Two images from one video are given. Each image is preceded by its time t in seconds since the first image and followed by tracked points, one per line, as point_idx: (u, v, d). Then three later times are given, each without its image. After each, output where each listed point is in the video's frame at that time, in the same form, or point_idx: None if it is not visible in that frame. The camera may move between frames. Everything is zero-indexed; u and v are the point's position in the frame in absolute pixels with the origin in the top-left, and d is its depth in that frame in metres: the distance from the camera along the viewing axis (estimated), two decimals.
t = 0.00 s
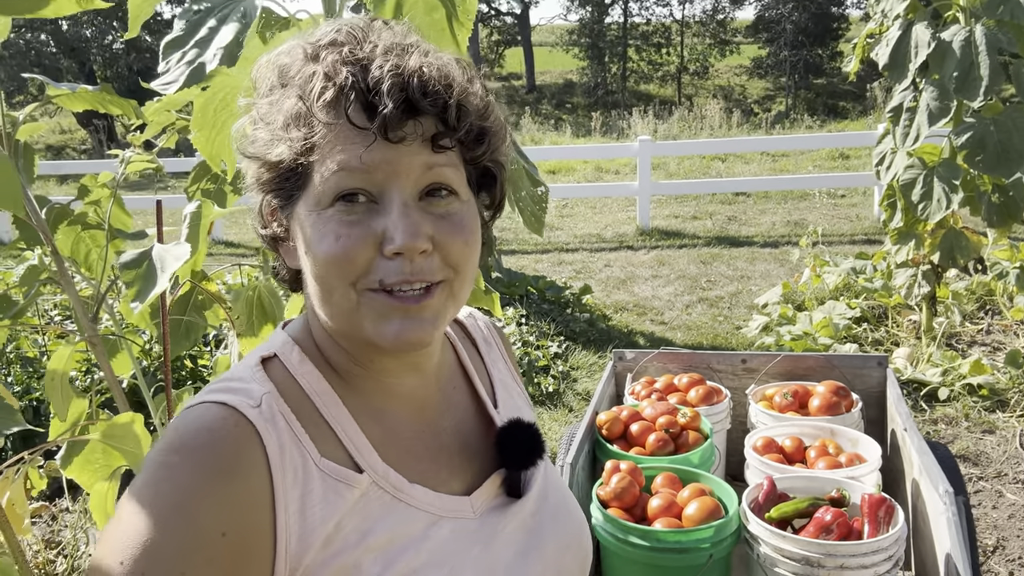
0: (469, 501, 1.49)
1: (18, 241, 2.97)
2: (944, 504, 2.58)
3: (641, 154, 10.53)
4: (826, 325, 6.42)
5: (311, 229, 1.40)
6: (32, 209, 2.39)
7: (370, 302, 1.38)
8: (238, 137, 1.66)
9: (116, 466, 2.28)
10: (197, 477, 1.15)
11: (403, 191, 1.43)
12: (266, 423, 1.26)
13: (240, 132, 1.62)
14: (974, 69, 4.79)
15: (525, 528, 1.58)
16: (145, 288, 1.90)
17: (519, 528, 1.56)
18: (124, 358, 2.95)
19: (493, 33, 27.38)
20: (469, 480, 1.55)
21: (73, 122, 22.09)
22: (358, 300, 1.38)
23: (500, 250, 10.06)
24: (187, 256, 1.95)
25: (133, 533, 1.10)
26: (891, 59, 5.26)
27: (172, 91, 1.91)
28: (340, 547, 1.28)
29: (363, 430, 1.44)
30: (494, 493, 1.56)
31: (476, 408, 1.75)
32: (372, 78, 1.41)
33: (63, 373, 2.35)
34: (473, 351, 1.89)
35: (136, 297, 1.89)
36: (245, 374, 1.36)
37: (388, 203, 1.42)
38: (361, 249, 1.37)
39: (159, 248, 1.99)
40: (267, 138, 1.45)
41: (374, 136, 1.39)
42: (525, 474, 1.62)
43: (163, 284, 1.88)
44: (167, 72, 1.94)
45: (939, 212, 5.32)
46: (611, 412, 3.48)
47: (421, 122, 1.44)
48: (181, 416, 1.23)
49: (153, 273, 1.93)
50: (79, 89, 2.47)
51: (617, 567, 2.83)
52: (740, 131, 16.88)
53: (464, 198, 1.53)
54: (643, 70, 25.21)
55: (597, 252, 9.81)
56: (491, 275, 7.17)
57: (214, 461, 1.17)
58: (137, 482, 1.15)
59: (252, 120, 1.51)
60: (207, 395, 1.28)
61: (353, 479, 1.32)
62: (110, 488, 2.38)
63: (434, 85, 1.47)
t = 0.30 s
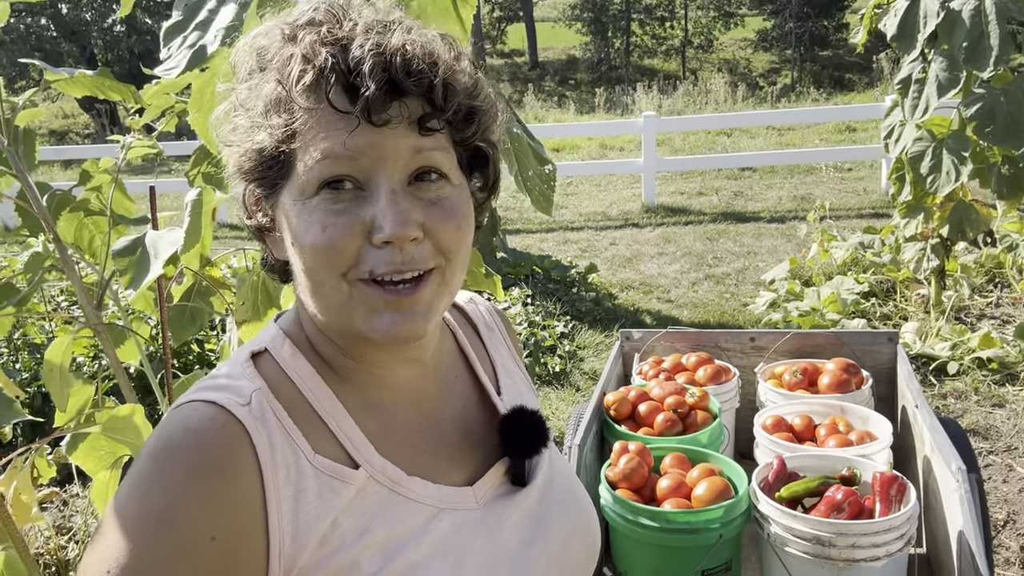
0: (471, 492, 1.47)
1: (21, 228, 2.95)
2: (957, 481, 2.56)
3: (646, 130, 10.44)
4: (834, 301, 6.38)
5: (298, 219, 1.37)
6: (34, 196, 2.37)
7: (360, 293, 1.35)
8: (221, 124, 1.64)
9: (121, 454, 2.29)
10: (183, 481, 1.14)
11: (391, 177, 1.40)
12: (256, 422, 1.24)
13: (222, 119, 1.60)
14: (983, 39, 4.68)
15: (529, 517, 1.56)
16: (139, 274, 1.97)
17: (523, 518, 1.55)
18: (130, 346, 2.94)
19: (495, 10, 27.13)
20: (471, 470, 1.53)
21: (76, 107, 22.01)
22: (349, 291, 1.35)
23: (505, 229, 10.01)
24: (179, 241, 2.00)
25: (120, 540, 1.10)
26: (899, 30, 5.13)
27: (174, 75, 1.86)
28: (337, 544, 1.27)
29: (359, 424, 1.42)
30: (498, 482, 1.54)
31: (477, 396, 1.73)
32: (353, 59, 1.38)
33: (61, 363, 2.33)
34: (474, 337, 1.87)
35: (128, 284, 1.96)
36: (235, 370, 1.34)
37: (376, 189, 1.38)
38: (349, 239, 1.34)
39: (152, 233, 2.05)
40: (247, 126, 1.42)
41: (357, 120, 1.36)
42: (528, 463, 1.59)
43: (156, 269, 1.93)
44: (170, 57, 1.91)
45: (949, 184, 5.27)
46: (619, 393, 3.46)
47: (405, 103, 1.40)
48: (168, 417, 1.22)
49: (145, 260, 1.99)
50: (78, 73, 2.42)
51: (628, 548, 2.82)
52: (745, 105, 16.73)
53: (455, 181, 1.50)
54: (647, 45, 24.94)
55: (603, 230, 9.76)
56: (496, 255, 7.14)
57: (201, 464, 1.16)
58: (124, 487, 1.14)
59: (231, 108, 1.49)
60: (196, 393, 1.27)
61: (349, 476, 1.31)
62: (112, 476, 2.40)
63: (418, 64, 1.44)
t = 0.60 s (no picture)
0: (471, 485, 1.46)
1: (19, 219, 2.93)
2: (963, 466, 2.54)
3: (648, 113, 10.37)
4: (838, 284, 6.35)
5: (298, 209, 1.34)
6: (31, 187, 2.34)
7: (368, 284, 1.33)
8: (209, 116, 1.60)
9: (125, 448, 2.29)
10: (176, 483, 1.12)
11: (394, 163, 1.38)
12: (250, 420, 1.23)
13: (209, 111, 1.55)
14: (989, 17, 4.61)
15: (531, 509, 1.55)
16: (130, 270, 1.87)
17: (525, 510, 1.53)
18: (131, 337, 2.92)
19: None
20: (472, 464, 1.52)
21: (76, 95, 21.94)
22: (355, 282, 1.33)
23: (507, 214, 9.97)
24: (170, 238, 1.91)
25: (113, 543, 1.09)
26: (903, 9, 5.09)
27: (169, 65, 1.99)
28: (336, 542, 1.26)
29: (357, 420, 1.40)
30: (498, 474, 1.53)
31: (478, 388, 1.72)
32: (353, 41, 1.36)
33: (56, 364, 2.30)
34: (473, 328, 1.85)
35: (119, 280, 1.87)
36: (229, 367, 1.33)
37: (379, 176, 1.36)
38: (355, 227, 1.32)
39: (144, 229, 1.96)
40: (241, 116, 1.39)
41: (360, 104, 1.34)
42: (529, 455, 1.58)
43: (148, 266, 1.84)
44: (164, 46, 2.03)
45: (954, 165, 5.22)
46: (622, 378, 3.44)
47: (407, 85, 1.39)
48: (161, 416, 1.20)
49: (138, 256, 1.91)
50: (72, 62, 2.39)
51: (632, 535, 2.81)
52: (749, 87, 16.61)
53: (455, 166, 1.48)
54: (650, 26, 24.72)
55: (605, 215, 9.72)
56: (498, 240, 7.12)
57: (195, 464, 1.14)
58: (117, 489, 1.13)
59: (219, 99, 1.45)
60: (190, 391, 1.25)
61: (348, 473, 1.30)
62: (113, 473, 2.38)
63: (418, 44, 1.42)
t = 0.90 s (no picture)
0: (478, 473, 1.45)
1: (18, 213, 2.91)
2: (968, 455, 2.53)
3: (649, 103, 10.32)
4: (840, 273, 6.34)
5: (313, 198, 1.32)
6: (29, 181, 2.33)
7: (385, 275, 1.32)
8: (209, 103, 1.58)
9: (126, 444, 2.29)
10: (178, 478, 1.11)
11: (411, 152, 1.38)
12: (253, 411, 1.22)
13: (211, 96, 1.52)
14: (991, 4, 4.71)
15: (539, 495, 1.54)
16: (137, 263, 1.85)
17: (533, 496, 1.52)
18: (131, 330, 2.92)
19: None
20: (478, 451, 1.51)
21: (75, 89, 21.88)
22: (372, 272, 1.32)
23: (508, 206, 9.95)
24: (176, 230, 1.88)
25: (117, 540, 1.08)
26: None
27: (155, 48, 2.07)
28: (342, 533, 1.25)
29: (363, 409, 1.39)
30: (505, 461, 1.51)
31: (482, 374, 1.70)
32: (375, 28, 1.36)
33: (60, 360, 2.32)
34: (475, 314, 1.83)
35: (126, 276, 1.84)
36: (229, 360, 1.32)
37: (397, 164, 1.36)
38: (374, 215, 1.31)
39: (148, 222, 1.94)
40: (251, 101, 1.37)
41: (383, 92, 1.34)
42: (534, 441, 1.57)
43: (153, 261, 1.81)
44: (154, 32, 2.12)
45: (957, 153, 5.20)
46: (625, 369, 3.43)
47: (426, 73, 1.40)
48: (162, 411, 1.19)
49: (143, 250, 1.88)
50: (68, 55, 2.37)
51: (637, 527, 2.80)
52: (750, 75, 16.53)
53: (466, 156, 1.49)
54: (650, 15, 24.57)
55: (606, 206, 9.69)
56: (499, 231, 7.10)
57: (196, 459, 1.13)
58: (118, 486, 1.12)
59: (224, 84, 1.42)
60: (190, 385, 1.24)
61: (353, 463, 1.29)
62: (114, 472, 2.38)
63: (438, 34, 1.43)
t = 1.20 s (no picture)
0: (481, 472, 1.43)
1: (17, 210, 2.91)
2: (974, 451, 2.50)
3: (652, 98, 10.29)
4: (845, 269, 6.30)
5: (292, 196, 1.32)
6: (27, 177, 2.32)
7: (366, 267, 1.30)
8: (199, 96, 1.58)
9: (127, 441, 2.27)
10: (171, 478, 1.10)
11: (390, 146, 1.35)
12: (247, 410, 1.21)
13: (199, 92, 1.53)
14: None
15: (544, 495, 1.52)
16: (127, 256, 1.83)
17: (538, 496, 1.50)
18: (130, 327, 2.91)
19: None
20: (481, 449, 1.49)
21: (78, 87, 21.88)
22: (353, 267, 1.30)
23: (511, 202, 9.93)
24: (168, 220, 1.87)
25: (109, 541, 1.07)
26: None
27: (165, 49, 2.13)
28: (338, 533, 1.24)
29: (360, 407, 1.38)
30: (509, 459, 1.50)
31: (486, 370, 1.69)
32: (343, 18, 1.33)
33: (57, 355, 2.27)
34: (480, 310, 1.82)
35: (118, 266, 1.82)
36: (227, 358, 1.31)
37: (375, 159, 1.33)
38: (351, 211, 1.29)
39: (141, 213, 1.92)
40: (231, 98, 1.37)
41: (353, 85, 1.31)
42: (539, 439, 1.55)
43: (145, 251, 1.79)
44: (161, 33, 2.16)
45: (961, 147, 5.16)
46: (628, 366, 3.42)
47: (401, 63, 1.36)
48: (157, 409, 1.18)
49: (134, 240, 1.86)
50: (65, 51, 2.35)
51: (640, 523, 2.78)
52: (753, 71, 16.49)
53: (453, 146, 1.45)
54: (653, 11, 24.47)
55: (610, 202, 9.66)
56: (501, 228, 7.08)
57: (190, 458, 1.12)
58: (112, 485, 1.10)
59: (208, 80, 1.42)
60: (187, 382, 1.23)
61: (350, 462, 1.27)
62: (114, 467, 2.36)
63: (411, 21, 1.39)
